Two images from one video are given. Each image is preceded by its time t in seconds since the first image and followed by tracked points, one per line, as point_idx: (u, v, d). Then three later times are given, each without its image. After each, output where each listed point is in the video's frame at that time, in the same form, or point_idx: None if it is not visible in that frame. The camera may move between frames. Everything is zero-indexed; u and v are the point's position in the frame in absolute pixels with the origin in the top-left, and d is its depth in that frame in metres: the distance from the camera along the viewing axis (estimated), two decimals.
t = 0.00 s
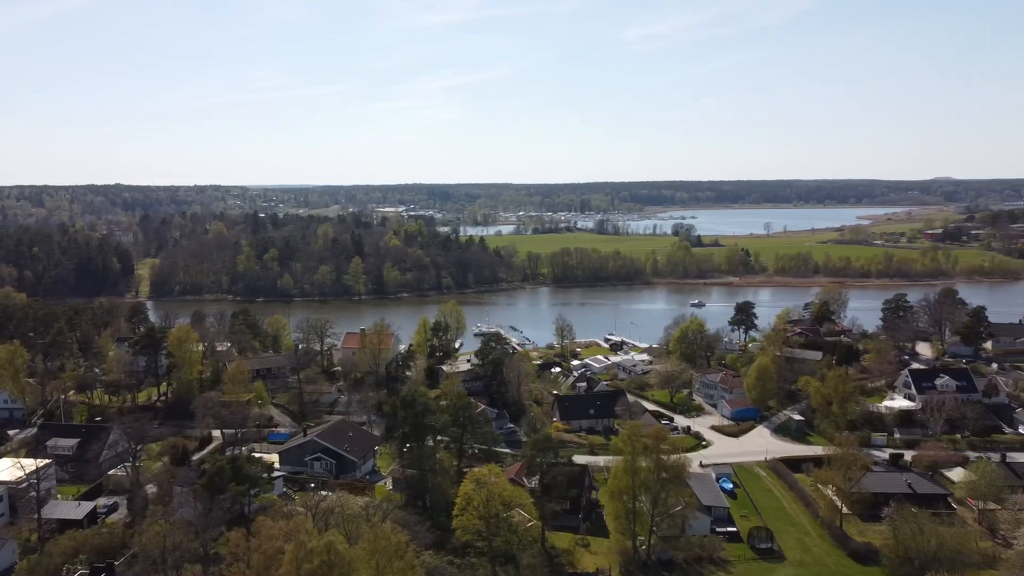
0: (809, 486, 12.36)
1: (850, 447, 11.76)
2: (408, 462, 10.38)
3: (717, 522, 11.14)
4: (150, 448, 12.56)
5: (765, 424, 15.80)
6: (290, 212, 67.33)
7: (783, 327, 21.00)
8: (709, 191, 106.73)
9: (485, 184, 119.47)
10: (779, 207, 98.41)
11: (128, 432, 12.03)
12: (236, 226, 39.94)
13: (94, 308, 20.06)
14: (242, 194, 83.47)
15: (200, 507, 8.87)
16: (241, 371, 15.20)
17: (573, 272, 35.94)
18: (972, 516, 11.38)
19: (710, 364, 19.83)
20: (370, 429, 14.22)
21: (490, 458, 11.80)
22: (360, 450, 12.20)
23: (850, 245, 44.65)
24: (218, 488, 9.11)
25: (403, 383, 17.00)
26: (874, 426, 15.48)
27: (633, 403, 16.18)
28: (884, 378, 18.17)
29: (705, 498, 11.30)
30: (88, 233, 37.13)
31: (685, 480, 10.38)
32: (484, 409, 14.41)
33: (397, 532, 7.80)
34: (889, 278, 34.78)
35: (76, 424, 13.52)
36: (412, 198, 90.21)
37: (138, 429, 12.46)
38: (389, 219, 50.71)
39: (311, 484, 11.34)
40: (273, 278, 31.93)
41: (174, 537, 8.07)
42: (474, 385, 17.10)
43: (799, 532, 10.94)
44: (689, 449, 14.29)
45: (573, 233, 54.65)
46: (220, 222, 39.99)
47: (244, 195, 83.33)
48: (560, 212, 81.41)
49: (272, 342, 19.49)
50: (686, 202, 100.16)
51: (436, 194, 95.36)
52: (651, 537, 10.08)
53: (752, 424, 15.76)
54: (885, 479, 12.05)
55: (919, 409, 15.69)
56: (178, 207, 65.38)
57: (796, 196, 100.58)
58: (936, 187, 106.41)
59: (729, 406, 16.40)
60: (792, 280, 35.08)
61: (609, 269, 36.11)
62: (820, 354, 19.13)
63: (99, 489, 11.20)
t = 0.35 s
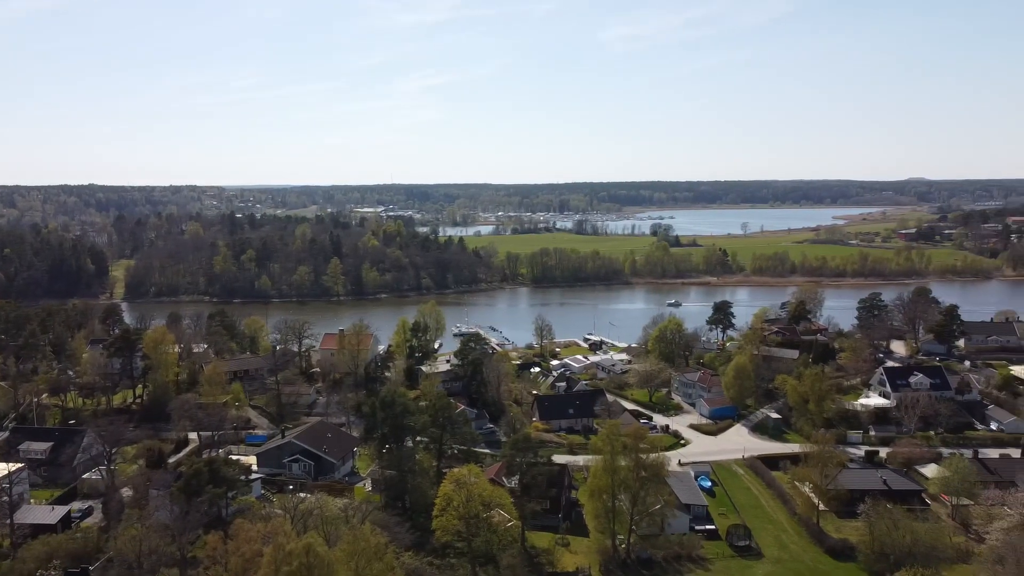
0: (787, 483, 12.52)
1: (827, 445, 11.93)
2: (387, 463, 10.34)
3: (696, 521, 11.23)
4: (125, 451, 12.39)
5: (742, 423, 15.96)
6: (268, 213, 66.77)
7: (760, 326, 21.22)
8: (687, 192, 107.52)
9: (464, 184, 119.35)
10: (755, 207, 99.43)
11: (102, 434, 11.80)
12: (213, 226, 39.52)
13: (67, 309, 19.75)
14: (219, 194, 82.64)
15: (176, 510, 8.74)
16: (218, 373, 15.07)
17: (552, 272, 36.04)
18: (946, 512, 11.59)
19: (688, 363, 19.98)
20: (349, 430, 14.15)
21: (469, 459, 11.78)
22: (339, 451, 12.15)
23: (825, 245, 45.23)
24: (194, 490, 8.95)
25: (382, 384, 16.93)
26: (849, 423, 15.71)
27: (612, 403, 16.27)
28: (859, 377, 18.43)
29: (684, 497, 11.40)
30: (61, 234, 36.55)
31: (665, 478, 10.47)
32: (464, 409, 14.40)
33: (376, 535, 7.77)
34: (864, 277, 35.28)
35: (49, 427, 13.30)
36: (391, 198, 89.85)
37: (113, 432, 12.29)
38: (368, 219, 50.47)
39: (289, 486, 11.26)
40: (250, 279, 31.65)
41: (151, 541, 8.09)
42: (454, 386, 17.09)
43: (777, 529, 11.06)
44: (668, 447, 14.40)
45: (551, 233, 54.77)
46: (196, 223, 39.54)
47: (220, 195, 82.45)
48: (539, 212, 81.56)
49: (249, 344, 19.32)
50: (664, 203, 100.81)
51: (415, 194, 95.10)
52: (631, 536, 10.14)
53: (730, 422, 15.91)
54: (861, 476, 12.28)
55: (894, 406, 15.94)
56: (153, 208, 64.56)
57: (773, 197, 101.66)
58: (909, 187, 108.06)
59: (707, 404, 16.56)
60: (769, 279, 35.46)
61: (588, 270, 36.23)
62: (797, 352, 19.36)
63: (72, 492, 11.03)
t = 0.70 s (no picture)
0: (764, 481, 12.66)
1: (803, 442, 12.08)
2: (366, 463, 10.30)
3: (675, 518, 11.32)
4: (100, 455, 12.23)
5: (720, 421, 16.11)
6: (246, 213, 66.14)
7: (738, 325, 21.43)
8: (665, 192, 108.20)
9: (442, 184, 119.13)
10: (732, 207, 100.35)
11: (75, 437, 11.80)
12: (189, 227, 39.03)
13: (39, 311, 19.41)
14: (194, 194, 81.45)
15: (152, 514, 8.63)
16: (195, 375, 14.95)
17: (531, 272, 36.09)
18: (920, 507, 11.81)
19: (666, 363, 20.12)
20: (328, 431, 14.06)
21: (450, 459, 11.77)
22: (318, 453, 12.05)
23: (801, 244, 45.77)
24: (171, 494, 8.92)
25: (361, 385, 16.86)
26: (825, 421, 15.92)
27: (591, 402, 16.35)
28: (835, 375, 18.68)
29: (663, 495, 11.49)
30: (33, 234, 35.88)
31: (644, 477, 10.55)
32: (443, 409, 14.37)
33: (356, 536, 7.74)
34: (839, 276, 35.76)
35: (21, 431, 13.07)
36: (370, 198, 89.35)
37: (87, 435, 12.04)
38: (347, 219, 50.19)
39: (267, 488, 11.16)
40: (227, 280, 31.34)
41: (126, 544, 8.00)
42: (433, 386, 17.05)
43: (755, 527, 11.19)
44: (647, 446, 14.49)
45: (530, 233, 54.83)
46: (172, 223, 39.05)
47: (196, 195, 81.49)
48: (518, 212, 81.62)
49: (226, 345, 19.14)
50: (642, 203, 101.36)
51: (394, 194, 94.71)
52: (610, 534, 10.19)
53: (708, 421, 16.06)
54: (838, 473, 12.46)
55: (868, 404, 16.19)
56: (128, 209, 63.61)
57: (750, 197, 102.65)
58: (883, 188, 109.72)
59: (685, 403, 16.69)
60: (746, 279, 35.81)
61: (567, 270, 36.33)
62: (774, 351, 19.58)
63: (46, 497, 10.82)
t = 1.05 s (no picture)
0: (742, 479, 12.80)
1: (781, 440, 12.22)
2: (346, 465, 10.25)
3: (654, 517, 11.40)
4: (74, 458, 12.02)
5: (698, 420, 16.24)
6: (222, 212, 65.48)
7: (716, 324, 21.61)
8: (644, 192, 108.79)
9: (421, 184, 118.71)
10: (710, 207, 101.17)
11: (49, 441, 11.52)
12: (164, 227, 38.49)
13: (10, 313, 19.04)
14: (169, 194, 80.29)
15: (127, 518, 8.53)
16: (171, 377, 14.77)
17: (510, 272, 36.10)
18: (895, 503, 12.00)
19: (645, 362, 20.24)
20: (307, 433, 13.97)
21: (429, 459, 11.74)
22: (297, 455, 11.96)
23: (778, 244, 46.26)
24: (147, 497, 8.78)
25: (340, 386, 16.76)
26: (802, 419, 16.12)
27: (571, 401, 16.42)
28: (811, 373, 18.93)
29: (641, 494, 11.57)
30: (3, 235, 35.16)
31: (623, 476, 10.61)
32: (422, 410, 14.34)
33: (334, 538, 7.71)
34: (815, 275, 36.21)
35: None
36: (348, 199, 88.75)
37: (60, 439, 11.87)
38: (325, 220, 49.84)
39: (245, 490, 11.07)
40: (204, 281, 30.99)
41: (102, 550, 7.87)
42: (413, 387, 17.00)
43: (733, 524, 11.30)
44: (626, 445, 14.58)
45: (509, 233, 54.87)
46: (147, 224, 38.56)
47: (171, 194, 80.48)
48: (497, 212, 81.64)
49: (203, 347, 18.92)
50: (620, 203, 101.81)
51: (372, 194, 94.35)
52: (590, 533, 10.23)
53: (687, 419, 16.19)
54: (814, 470, 12.62)
55: (844, 401, 16.41)
56: (102, 210, 62.58)
57: (727, 197, 103.56)
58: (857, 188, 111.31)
59: (664, 402, 16.81)
60: (724, 278, 36.13)
61: (546, 270, 36.40)
62: (751, 350, 19.78)
63: (19, 502, 10.62)
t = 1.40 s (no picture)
0: (721, 477, 12.93)
1: (758, 438, 12.35)
2: (325, 467, 10.19)
3: (634, 516, 11.48)
4: (48, 463, 11.82)
5: (677, 419, 16.37)
6: (198, 212, 64.77)
7: (694, 323, 21.79)
8: (622, 192, 109.31)
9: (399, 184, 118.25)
10: (688, 206, 101.90)
11: (22, 445, 11.26)
12: (139, 228, 37.99)
13: None
14: (143, 194, 79.13)
15: (103, 522, 8.41)
16: (147, 379, 14.59)
17: (489, 272, 36.10)
18: (871, 500, 12.19)
19: (624, 361, 20.36)
20: (285, 435, 13.85)
21: (409, 460, 11.70)
22: (275, 457, 11.85)
23: (754, 244, 46.72)
24: (123, 501, 8.68)
25: (318, 388, 16.67)
26: (779, 417, 16.30)
27: (551, 401, 16.47)
28: (788, 371, 19.15)
29: (621, 493, 11.64)
30: None
31: (603, 476, 10.65)
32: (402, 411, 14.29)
33: (313, 540, 7.66)
34: (792, 275, 36.65)
35: None
36: (326, 199, 88.11)
37: (34, 443, 11.67)
38: (304, 220, 49.49)
39: (223, 494, 10.96)
40: (180, 283, 30.64)
41: (76, 555, 7.75)
42: (392, 388, 16.93)
43: (711, 522, 11.41)
44: (605, 444, 14.65)
45: (489, 234, 54.87)
46: (121, 224, 38.04)
47: (145, 195, 79.45)
48: (476, 212, 81.59)
49: (179, 349, 18.71)
50: (599, 203, 102.19)
51: (351, 194, 93.86)
52: (570, 533, 10.26)
53: (665, 418, 16.30)
54: (792, 468, 12.78)
55: (821, 399, 16.62)
56: (76, 211, 61.58)
57: (704, 198, 104.38)
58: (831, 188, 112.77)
59: (643, 402, 16.92)
60: (702, 278, 36.43)
61: (525, 270, 36.45)
62: (729, 349, 19.97)
63: None
